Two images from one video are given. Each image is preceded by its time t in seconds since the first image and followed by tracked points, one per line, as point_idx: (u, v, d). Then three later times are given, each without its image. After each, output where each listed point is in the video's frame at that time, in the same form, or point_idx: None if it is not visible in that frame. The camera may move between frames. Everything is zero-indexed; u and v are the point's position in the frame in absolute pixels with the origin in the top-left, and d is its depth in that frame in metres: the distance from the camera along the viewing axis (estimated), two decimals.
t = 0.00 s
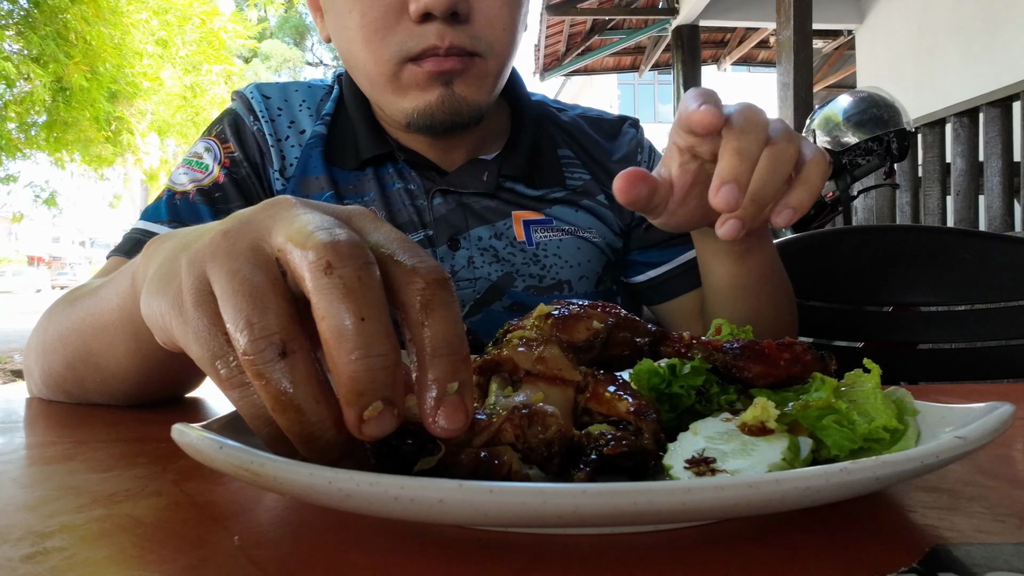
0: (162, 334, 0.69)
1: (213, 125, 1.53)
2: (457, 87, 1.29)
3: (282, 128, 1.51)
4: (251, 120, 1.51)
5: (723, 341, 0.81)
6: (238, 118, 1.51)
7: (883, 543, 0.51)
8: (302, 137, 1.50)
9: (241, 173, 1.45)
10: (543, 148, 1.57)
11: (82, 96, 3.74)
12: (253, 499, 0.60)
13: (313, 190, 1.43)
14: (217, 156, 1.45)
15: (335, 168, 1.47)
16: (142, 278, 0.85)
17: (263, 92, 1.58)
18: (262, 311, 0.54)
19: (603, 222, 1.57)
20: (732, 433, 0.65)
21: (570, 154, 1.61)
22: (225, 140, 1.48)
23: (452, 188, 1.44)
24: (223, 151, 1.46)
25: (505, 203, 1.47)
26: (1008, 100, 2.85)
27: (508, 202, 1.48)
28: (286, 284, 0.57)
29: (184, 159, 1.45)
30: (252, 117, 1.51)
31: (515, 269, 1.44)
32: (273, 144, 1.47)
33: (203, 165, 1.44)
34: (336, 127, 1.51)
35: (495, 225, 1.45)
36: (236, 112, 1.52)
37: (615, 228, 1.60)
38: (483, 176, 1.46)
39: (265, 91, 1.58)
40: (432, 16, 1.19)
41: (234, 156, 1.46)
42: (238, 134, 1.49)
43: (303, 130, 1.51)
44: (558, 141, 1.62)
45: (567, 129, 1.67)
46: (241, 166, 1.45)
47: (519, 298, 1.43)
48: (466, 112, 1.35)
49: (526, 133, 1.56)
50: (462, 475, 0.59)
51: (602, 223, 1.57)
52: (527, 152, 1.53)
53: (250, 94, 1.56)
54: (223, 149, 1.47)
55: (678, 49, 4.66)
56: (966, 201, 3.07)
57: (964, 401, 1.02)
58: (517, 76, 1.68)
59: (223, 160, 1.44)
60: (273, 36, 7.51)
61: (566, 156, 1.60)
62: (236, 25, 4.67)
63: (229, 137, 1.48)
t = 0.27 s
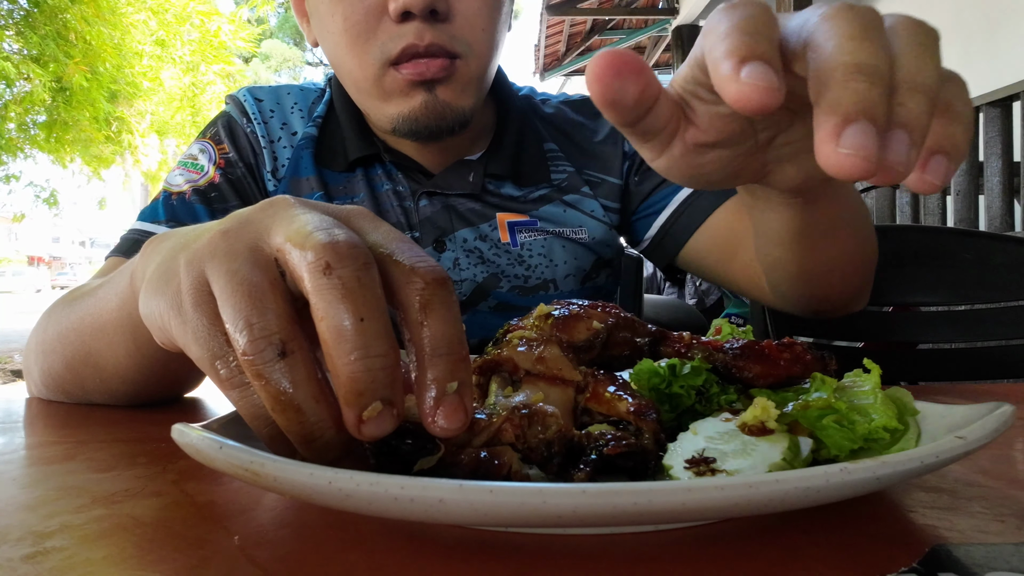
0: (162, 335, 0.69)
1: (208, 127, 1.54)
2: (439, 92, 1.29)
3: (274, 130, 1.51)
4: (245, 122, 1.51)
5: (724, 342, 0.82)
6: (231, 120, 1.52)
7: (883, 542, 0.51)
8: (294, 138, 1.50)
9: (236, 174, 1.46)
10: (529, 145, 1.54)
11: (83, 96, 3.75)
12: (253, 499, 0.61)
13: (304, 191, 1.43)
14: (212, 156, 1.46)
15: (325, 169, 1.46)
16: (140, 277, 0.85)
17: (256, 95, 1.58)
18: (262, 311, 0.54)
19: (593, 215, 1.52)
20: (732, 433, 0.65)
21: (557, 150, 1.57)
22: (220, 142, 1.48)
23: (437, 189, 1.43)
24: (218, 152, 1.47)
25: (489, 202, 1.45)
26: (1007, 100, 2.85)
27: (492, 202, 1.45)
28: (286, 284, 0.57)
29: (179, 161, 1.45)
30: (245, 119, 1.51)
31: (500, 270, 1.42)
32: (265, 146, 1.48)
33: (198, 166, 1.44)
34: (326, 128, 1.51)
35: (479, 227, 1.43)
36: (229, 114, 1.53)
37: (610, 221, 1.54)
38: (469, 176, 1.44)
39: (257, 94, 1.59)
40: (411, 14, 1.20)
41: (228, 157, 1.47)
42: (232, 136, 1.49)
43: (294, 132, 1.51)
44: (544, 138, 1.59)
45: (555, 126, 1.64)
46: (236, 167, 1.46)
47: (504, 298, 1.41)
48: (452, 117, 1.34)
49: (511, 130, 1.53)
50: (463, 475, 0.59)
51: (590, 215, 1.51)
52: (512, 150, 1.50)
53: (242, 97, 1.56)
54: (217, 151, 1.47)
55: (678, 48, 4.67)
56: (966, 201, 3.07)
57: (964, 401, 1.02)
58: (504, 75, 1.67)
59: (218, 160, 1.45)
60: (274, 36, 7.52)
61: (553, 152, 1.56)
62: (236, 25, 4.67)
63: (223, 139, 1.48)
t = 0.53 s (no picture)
0: (162, 334, 0.69)
1: (207, 127, 1.54)
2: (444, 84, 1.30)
3: (273, 129, 1.51)
4: (243, 121, 1.51)
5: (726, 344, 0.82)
6: (230, 119, 1.52)
7: (882, 542, 0.51)
8: (291, 138, 1.50)
9: (236, 173, 1.46)
10: (521, 138, 1.50)
11: (83, 96, 3.75)
12: (253, 499, 0.60)
13: (300, 190, 1.43)
14: (211, 157, 1.46)
15: (320, 168, 1.46)
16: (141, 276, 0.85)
17: (254, 94, 1.58)
18: (262, 310, 0.54)
19: (590, 205, 1.45)
20: (732, 433, 0.65)
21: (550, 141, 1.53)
22: (219, 142, 1.48)
23: (430, 191, 1.41)
24: (218, 152, 1.47)
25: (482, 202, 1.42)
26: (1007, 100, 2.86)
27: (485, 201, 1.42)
28: (286, 285, 0.57)
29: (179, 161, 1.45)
30: (243, 119, 1.51)
31: (495, 272, 1.40)
32: (263, 145, 1.48)
33: (197, 166, 1.44)
34: (325, 126, 1.51)
35: (473, 230, 1.41)
36: (228, 114, 1.53)
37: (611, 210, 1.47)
38: (463, 175, 1.41)
39: (255, 93, 1.58)
40: None
41: (228, 157, 1.47)
42: (231, 135, 1.49)
43: (292, 131, 1.51)
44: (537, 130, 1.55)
45: (548, 117, 1.60)
46: (235, 167, 1.46)
47: (499, 301, 1.39)
48: (458, 112, 1.35)
49: (503, 124, 1.50)
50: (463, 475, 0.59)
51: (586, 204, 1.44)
52: (505, 145, 1.46)
53: (241, 96, 1.56)
54: (217, 151, 1.47)
55: (678, 49, 4.67)
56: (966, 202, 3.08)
57: (963, 401, 1.02)
58: (497, 71, 1.65)
59: (217, 159, 1.45)
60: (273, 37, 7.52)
61: (546, 146, 1.52)
62: (235, 24, 4.68)
63: (223, 139, 1.49)
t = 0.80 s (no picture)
0: (160, 333, 0.69)
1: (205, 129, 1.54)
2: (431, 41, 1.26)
3: (268, 130, 1.51)
4: (240, 122, 1.51)
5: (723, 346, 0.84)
6: (228, 121, 1.52)
7: (883, 543, 0.51)
8: (284, 138, 1.49)
9: (235, 174, 1.46)
10: (506, 134, 1.45)
11: (84, 96, 3.75)
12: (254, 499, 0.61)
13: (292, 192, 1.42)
14: (210, 158, 1.45)
15: (312, 170, 1.45)
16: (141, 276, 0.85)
17: (249, 94, 1.57)
18: (262, 310, 0.55)
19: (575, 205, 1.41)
20: (731, 433, 0.66)
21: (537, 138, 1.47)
22: (219, 142, 1.48)
23: (416, 190, 1.39)
24: (217, 152, 1.47)
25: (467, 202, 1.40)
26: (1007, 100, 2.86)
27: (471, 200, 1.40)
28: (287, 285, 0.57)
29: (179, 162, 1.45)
30: (239, 121, 1.51)
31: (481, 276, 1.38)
32: (258, 146, 1.47)
33: (197, 167, 1.44)
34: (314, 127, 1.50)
35: (461, 231, 1.39)
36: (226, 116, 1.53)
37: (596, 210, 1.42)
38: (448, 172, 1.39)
39: (250, 93, 1.57)
40: None
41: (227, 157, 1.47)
42: (229, 136, 1.49)
43: (286, 131, 1.50)
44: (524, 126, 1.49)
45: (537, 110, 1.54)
46: (234, 167, 1.46)
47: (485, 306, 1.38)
48: (445, 71, 1.31)
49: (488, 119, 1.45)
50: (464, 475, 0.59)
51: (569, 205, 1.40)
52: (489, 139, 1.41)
53: (237, 97, 1.56)
54: (216, 151, 1.47)
55: (678, 49, 4.65)
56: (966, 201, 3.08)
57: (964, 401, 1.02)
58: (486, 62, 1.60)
59: (216, 161, 1.45)
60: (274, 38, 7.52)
61: (532, 142, 1.46)
62: (235, 24, 4.68)
63: (222, 140, 1.49)
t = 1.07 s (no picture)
0: (169, 330, 0.69)
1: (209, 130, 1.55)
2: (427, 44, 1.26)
3: (270, 131, 1.51)
4: (243, 123, 1.52)
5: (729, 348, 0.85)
6: (231, 122, 1.53)
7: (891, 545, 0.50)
8: (285, 139, 1.49)
9: (239, 174, 1.46)
10: (505, 135, 1.44)
11: (90, 96, 3.77)
12: (259, 499, 0.61)
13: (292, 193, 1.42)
14: (215, 158, 1.46)
15: (311, 171, 1.45)
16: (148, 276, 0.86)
17: (253, 96, 1.58)
18: (271, 308, 0.55)
19: (571, 208, 1.39)
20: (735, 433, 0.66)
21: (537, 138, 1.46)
22: (223, 143, 1.49)
23: (413, 192, 1.39)
24: (221, 153, 1.48)
25: (464, 202, 1.40)
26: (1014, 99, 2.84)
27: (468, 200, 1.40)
28: (295, 284, 0.57)
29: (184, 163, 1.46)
30: (242, 122, 1.52)
31: (477, 279, 1.39)
32: (260, 147, 1.48)
33: (202, 168, 1.45)
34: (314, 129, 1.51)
35: (459, 234, 1.40)
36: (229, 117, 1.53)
37: (595, 212, 1.40)
38: (444, 171, 1.39)
39: (253, 95, 1.58)
40: None
41: (231, 158, 1.47)
42: (233, 137, 1.50)
43: (287, 132, 1.51)
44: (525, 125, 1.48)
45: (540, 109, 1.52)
46: (238, 167, 1.46)
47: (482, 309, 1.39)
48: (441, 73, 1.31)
49: (486, 119, 1.45)
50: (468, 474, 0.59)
51: (565, 207, 1.39)
52: (487, 140, 1.41)
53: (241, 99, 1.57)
54: (221, 152, 1.48)
55: (682, 48, 4.64)
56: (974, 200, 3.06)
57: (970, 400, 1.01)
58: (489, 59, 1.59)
59: (221, 162, 1.45)
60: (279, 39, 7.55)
61: (533, 142, 1.45)
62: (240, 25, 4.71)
63: (226, 141, 1.49)
